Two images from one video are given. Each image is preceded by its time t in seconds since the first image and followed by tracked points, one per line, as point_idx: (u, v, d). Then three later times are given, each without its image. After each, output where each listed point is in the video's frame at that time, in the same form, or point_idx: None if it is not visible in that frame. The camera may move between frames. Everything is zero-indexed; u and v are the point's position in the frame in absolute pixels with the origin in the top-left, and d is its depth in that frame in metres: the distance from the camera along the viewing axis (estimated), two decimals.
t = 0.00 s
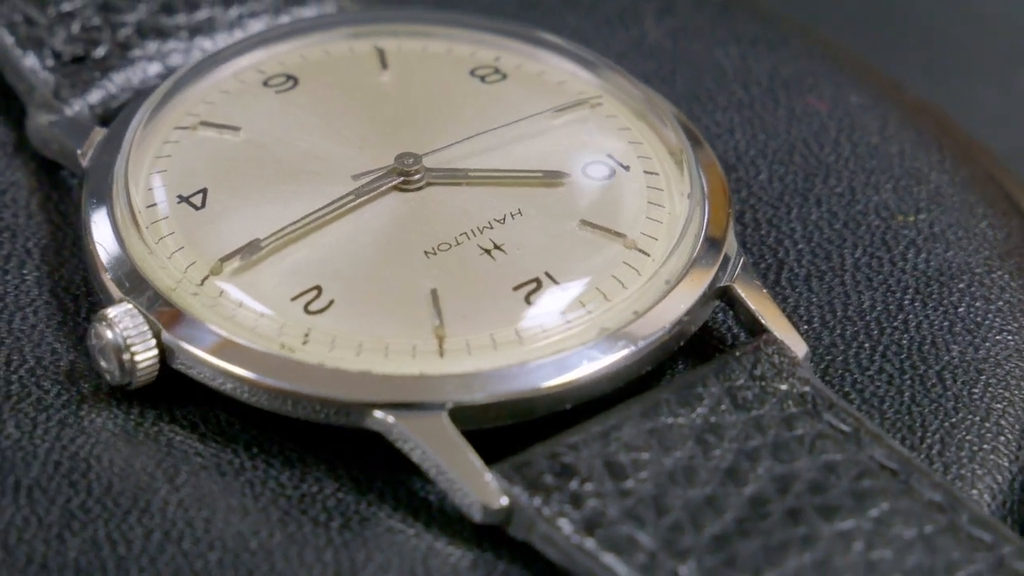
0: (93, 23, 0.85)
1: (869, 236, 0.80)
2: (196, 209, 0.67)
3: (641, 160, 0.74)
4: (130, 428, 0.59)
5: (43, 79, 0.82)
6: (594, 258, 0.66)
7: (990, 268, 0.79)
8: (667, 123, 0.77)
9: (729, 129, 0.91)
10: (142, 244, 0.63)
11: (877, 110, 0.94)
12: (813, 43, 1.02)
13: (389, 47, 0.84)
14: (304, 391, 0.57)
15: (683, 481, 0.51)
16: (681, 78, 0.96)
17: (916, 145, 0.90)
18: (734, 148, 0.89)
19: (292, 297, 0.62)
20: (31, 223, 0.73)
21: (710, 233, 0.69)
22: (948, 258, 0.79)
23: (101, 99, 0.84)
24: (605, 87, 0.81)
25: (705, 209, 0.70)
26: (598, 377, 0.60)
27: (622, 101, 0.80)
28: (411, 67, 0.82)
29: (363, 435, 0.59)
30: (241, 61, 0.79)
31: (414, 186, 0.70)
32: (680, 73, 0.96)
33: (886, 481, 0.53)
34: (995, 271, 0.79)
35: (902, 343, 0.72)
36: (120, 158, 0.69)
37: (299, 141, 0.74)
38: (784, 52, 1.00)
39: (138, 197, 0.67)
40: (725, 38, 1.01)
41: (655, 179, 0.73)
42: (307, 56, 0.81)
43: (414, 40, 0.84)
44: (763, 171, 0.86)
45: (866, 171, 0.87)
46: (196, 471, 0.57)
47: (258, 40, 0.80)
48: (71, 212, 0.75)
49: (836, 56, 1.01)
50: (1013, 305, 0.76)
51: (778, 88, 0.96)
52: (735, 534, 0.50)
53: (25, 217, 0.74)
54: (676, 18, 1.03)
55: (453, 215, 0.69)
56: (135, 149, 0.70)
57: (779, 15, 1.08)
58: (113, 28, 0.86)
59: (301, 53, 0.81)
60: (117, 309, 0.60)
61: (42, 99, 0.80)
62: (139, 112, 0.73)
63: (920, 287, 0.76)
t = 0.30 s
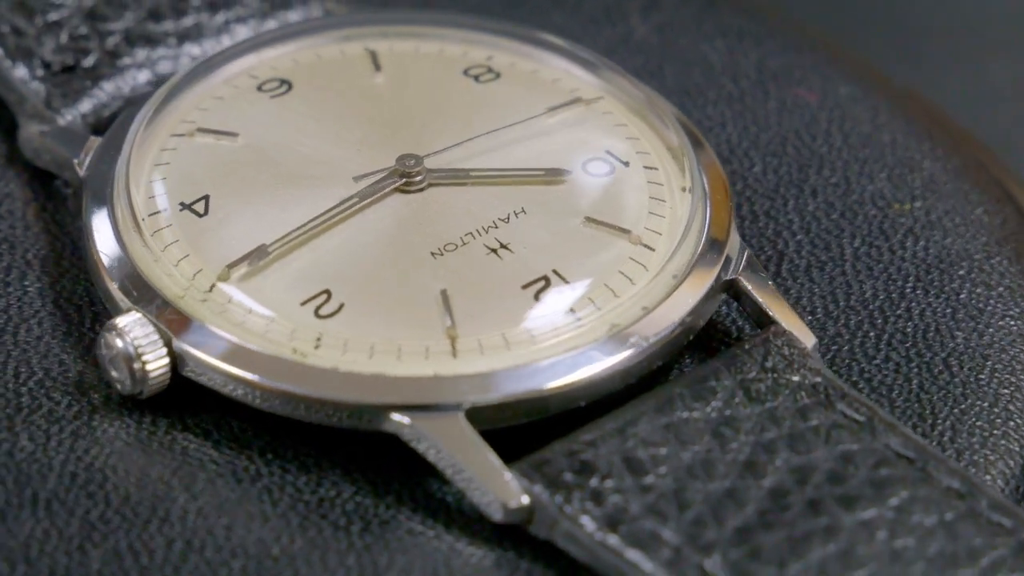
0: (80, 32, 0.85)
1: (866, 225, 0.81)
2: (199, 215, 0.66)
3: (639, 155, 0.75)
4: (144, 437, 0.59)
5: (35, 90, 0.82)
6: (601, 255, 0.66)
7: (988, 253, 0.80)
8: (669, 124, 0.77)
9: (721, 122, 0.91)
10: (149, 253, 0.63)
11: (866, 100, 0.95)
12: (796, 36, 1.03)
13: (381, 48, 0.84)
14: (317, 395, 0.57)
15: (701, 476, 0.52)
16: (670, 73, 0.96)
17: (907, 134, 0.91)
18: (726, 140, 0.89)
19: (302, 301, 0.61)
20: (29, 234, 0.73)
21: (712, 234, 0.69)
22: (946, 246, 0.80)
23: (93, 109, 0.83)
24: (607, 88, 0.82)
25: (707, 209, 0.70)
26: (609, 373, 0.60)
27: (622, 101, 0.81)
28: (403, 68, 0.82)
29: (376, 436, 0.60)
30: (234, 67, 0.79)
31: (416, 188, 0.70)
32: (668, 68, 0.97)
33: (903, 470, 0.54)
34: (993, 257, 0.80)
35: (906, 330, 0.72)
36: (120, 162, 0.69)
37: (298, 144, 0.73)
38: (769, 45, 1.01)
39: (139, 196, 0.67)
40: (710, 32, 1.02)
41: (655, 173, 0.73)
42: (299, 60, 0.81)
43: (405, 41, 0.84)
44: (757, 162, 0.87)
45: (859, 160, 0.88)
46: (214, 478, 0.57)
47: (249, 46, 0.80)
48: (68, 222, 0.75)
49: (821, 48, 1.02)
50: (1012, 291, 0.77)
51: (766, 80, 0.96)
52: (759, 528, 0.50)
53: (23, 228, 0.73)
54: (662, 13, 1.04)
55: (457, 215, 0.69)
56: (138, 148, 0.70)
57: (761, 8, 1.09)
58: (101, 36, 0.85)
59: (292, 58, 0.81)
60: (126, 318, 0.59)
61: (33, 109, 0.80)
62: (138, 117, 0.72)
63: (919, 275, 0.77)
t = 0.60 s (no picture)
0: (69, 42, 0.84)
1: (864, 216, 0.81)
2: (203, 223, 0.66)
3: (638, 150, 0.76)
4: (160, 446, 0.59)
5: (26, 101, 0.81)
6: (607, 251, 0.67)
7: (986, 238, 0.80)
8: (671, 126, 0.77)
9: (713, 115, 0.91)
10: (156, 264, 0.63)
11: (854, 89, 0.96)
12: (780, 28, 1.04)
13: (372, 50, 0.83)
14: (331, 399, 0.57)
15: (721, 469, 0.53)
16: (658, 68, 0.96)
17: (897, 122, 0.92)
18: (718, 132, 0.89)
19: (313, 306, 0.61)
20: (29, 245, 0.72)
21: (715, 235, 0.69)
22: (943, 232, 0.80)
23: (85, 119, 0.83)
24: (608, 88, 0.82)
25: (709, 209, 0.70)
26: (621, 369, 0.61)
27: (622, 100, 0.81)
28: (396, 69, 0.82)
29: (390, 438, 0.60)
30: (227, 73, 0.78)
31: (418, 189, 0.70)
32: (656, 63, 0.97)
33: (921, 457, 0.55)
34: (991, 241, 0.80)
35: (910, 319, 0.73)
36: (122, 164, 0.69)
37: (295, 147, 0.73)
38: (754, 38, 1.01)
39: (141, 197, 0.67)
40: (694, 27, 1.02)
41: (656, 169, 0.74)
42: (292, 63, 0.81)
43: (395, 42, 0.84)
44: (750, 154, 0.87)
45: (852, 149, 0.88)
46: (233, 485, 0.57)
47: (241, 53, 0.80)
48: (69, 233, 0.74)
49: (805, 39, 1.02)
50: (1012, 276, 0.77)
51: (753, 72, 0.97)
52: (784, 519, 0.51)
53: (22, 239, 0.73)
54: (644, 8, 1.04)
55: (461, 215, 0.69)
56: (140, 151, 0.70)
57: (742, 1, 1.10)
58: (90, 46, 0.85)
59: (284, 62, 0.81)
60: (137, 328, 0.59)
61: (26, 120, 0.79)
62: (138, 122, 0.73)
63: (920, 263, 0.77)
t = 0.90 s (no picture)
0: (58, 52, 0.84)
1: (860, 205, 0.82)
2: (208, 230, 0.65)
3: (636, 146, 0.76)
4: (176, 455, 0.59)
5: (19, 113, 0.81)
6: (613, 247, 0.67)
7: (982, 225, 0.81)
8: (673, 128, 0.77)
9: (703, 107, 0.91)
10: (163, 273, 0.62)
11: (839, 79, 0.96)
12: (762, 21, 1.04)
13: (363, 52, 0.83)
14: (346, 403, 0.57)
15: (740, 463, 0.53)
16: (645, 62, 0.96)
17: (885, 111, 0.93)
18: (710, 124, 0.89)
19: (323, 311, 0.61)
20: (29, 256, 0.72)
21: (716, 235, 0.69)
22: (940, 219, 0.81)
23: (79, 128, 0.82)
24: (609, 89, 0.82)
25: (710, 210, 0.70)
26: (634, 365, 0.61)
27: (621, 100, 0.81)
28: (389, 71, 0.82)
29: (403, 440, 0.60)
30: (222, 80, 0.78)
31: (420, 191, 0.70)
32: (643, 58, 0.97)
33: (937, 445, 0.55)
34: (987, 228, 0.81)
35: (912, 306, 0.73)
36: (123, 165, 0.69)
37: (289, 151, 0.73)
38: (738, 31, 1.02)
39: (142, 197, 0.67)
40: (678, 22, 1.02)
41: (654, 164, 0.74)
42: (284, 67, 0.81)
43: (386, 44, 0.84)
44: (742, 146, 0.87)
45: (843, 139, 0.89)
46: (252, 492, 0.57)
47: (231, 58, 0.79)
48: (69, 243, 0.74)
49: (788, 31, 1.03)
50: (1011, 262, 0.78)
51: (739, 65, 0.97)
52: (806, 511, 0.51)
53: (21, 251, 0.72)
54: (627, 4, 1.04)
55: (466, 215, 0.69)
56: (141, 154, 0.70)
57: None
58: (79, 55, 0.85)
59: (276, 66, 0.81)
60: (148, 337, 0.59)
61: (18, 131, 0.78)
62: (137, 127, 0.72)
63: (918, 251, 0.78)
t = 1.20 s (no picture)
0: (49, 62, 0.84)
1: (857, 194, 0.82)
2: (214, 237, 0.65)
3: (634, 142, 0.77)
4: (194, 464, 0.59)
5: (12, 124, 0.80)
6: (618, 242, 0.68)
7: (978, 211, 0.82)
8: (675, 129, 0.77)
9: (692, 100, 0.92)
10: (170, 281, 0.62)
11: (826, 69, 0.97)
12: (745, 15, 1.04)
13: (355, 54, 0.83)
14: (361, 406, 0.57)
15: (758, 455, 0.53)
16: (633, 58, 0.97)
17: (874, 100, 0.93)
18: (701, 118, 0.90)
19: (335, 315, 0.61)
20: (33, 269, 0.72)
21: (719, 238, 0.69)
22: (936, 207, 0.81)
23: (74, 138, 0.82)
24: (609, 89, 0.82)
25: (711, 211, 0.70)
26: (646, 360, 0.61)
27: (621, 100, 0.81)
28: (382, 73, 0.82)
29: (416, 441, 0.60)
30: (216, 87, 0.78)
31: (422, 193, 0.71)
32: (630, 53, 0.97)
33: (952, 433, 0.56)
34: (983, 214, 0.81)
35: (914, 295, 0.73)
36: (125, 168, 0.69)
37: (287, 155, 0.73)
38: (723, 25, 1.02)
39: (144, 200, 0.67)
40: (662, 17, 1.03)
41: (653, 159, 0.75)
42: (277, 71, 0.81)
43: (378, 46, 0.84)
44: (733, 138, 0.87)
45: (835, 128, 0.89)
46: (272, 498, 0.57)
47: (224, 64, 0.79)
48: (72, 255, 0.73)
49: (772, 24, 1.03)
50: (1009, 247, 0.79)
51: (726, 59, 0.97)
52: (827, 501, 0.52)
53: (23, 263, 0.72)
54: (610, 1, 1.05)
55: (470, 216, 0.69)
56: (142, 158, 0.70)
57: None
58: (70, 65, 0.85)
59: (269, 71, 0.80)
60: (159, 347, 0.59)
61: (14, 142, 0.78)
62: (136, 134, 0.73)
63: (917, 240, 0.78)
